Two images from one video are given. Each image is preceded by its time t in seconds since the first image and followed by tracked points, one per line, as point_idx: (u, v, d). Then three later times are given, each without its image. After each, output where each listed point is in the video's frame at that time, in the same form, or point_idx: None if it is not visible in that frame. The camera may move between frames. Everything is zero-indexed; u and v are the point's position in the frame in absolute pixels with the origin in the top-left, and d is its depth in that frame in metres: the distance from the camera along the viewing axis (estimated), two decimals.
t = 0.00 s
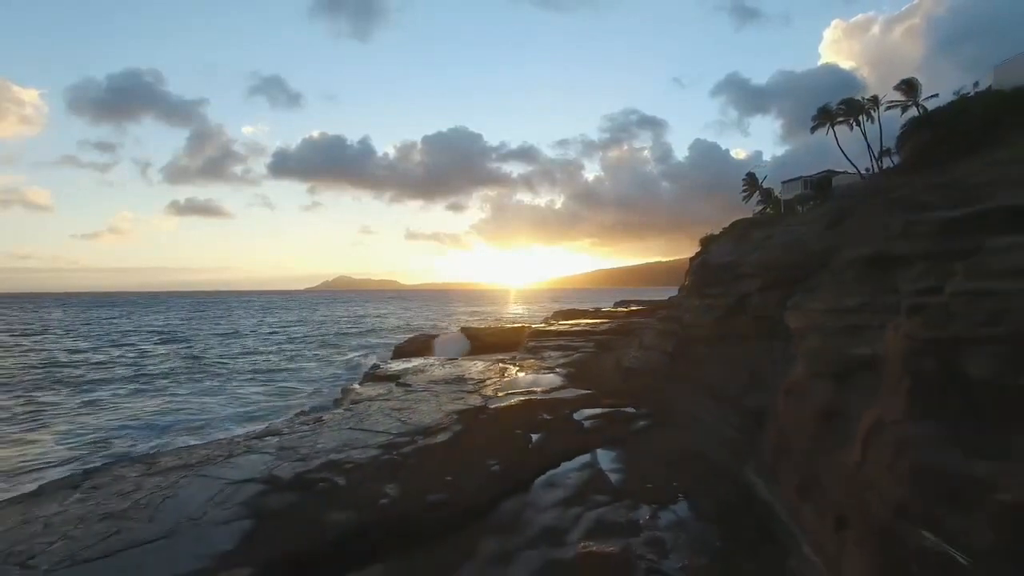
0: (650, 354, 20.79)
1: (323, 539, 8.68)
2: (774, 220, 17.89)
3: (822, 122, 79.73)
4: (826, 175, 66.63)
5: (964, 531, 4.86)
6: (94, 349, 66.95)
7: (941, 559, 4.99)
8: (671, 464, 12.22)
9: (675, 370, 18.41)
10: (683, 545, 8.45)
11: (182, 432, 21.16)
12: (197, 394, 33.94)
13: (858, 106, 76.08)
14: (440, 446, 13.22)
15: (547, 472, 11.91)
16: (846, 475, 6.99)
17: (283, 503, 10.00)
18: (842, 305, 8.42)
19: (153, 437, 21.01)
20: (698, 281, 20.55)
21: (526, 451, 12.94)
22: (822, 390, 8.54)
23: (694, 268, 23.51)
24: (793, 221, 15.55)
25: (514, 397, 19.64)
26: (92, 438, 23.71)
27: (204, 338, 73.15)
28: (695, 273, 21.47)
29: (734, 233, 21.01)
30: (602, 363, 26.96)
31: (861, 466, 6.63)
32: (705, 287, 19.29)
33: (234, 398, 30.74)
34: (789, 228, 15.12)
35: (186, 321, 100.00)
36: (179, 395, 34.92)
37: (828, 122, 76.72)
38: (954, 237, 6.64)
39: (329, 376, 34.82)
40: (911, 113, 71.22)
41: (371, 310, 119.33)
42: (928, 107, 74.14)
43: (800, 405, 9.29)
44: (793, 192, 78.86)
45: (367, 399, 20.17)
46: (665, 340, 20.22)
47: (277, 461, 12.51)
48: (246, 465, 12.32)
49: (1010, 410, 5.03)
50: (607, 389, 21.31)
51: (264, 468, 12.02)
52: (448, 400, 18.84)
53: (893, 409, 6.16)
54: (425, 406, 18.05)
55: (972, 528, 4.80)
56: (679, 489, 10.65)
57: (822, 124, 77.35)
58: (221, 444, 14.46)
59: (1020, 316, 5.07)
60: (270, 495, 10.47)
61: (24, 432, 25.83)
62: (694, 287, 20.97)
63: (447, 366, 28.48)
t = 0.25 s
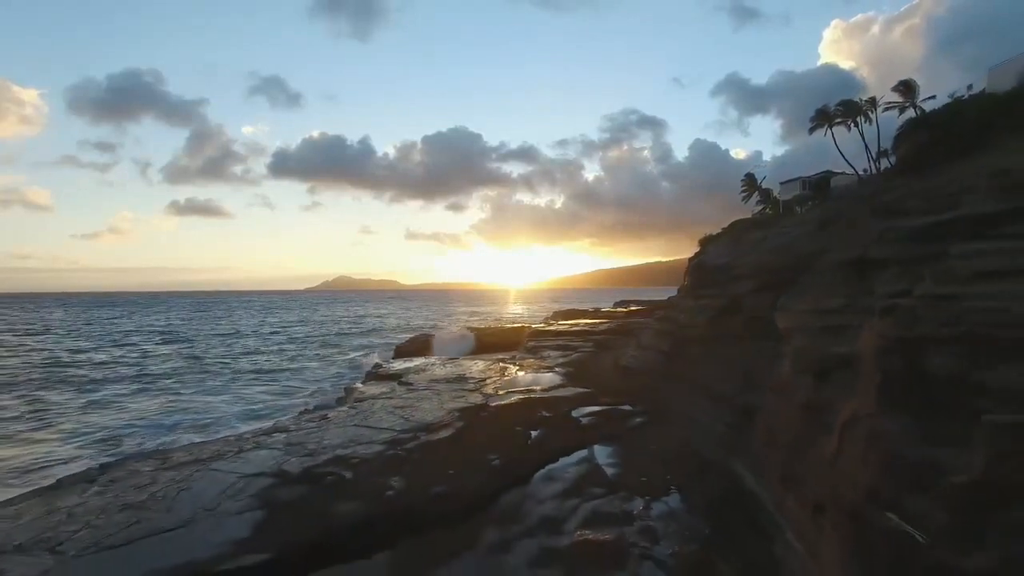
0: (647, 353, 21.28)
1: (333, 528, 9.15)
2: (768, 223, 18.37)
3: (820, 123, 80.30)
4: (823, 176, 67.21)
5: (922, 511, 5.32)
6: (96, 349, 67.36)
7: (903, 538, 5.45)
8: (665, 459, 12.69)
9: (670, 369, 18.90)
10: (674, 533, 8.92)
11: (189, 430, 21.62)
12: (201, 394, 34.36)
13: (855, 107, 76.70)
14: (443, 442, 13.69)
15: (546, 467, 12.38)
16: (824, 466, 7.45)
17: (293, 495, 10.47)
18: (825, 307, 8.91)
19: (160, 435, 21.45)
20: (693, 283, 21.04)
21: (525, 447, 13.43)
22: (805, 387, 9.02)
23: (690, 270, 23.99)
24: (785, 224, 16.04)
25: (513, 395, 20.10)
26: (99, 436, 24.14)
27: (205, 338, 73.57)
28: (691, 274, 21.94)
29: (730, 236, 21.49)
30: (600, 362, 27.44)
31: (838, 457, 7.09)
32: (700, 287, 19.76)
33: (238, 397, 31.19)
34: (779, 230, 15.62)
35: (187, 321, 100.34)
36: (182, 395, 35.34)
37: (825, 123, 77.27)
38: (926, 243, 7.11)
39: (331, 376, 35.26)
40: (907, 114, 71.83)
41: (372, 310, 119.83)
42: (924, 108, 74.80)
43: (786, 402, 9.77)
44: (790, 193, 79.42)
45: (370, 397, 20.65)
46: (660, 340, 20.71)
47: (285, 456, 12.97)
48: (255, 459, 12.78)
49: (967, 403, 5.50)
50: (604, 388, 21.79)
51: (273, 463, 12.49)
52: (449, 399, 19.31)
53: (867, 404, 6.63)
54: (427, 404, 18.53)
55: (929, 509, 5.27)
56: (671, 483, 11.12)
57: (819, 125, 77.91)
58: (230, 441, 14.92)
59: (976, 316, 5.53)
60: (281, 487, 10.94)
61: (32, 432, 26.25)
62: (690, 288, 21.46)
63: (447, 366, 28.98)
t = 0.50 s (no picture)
0: (644, 352, 21.75)
1: (342, 518, 9.62)
2: (762, 226, 18.84)
3: (818, 124, 80.81)
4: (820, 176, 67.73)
5: (888, 495, 5.79)
6: (98, 348, 67.79)
7: (872, 521, 5.90)
8: (659, 455, 13.15)
9: (666, 368, 19.37)
10: (666, 523, 9.39)
11: (196, 428, 22.09)
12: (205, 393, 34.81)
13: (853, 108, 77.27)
14: (445, 438, 14.17)
15: (545, 462, 12.84)
16: (807, 457, 7.91)
17: (303, 488, 10.94)
18: (810, 308, 9.37)
19: (168, 433, 21.91)
20: (689, 283, 21.52)
21: (525, 443, 13.90)
22: (791, 384, 9.49)
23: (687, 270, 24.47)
24: (777, 227, 16.51)
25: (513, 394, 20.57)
26: (106, 435, 24.58)
27: (207, 338, 74.03)
28: (687, 275, 22.41)
29: (725, 238, 21.97)
30: (599, 361, 27.92)
31: (818, 449, 7.56)
32: (696, 288, 20.24)
33: (242, 396, 31.65)
34: (772, 233, 16.09)
35: (187, 321, 100.66)
36: (186, 394, 35.78)
37: (824, 124, 77.81)
38: (900, 248, 7.56)
39: (333, 375, 35.73)
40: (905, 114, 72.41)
41: (372, 310, 120.29)
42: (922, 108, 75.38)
43: (774, 398, 10.24)
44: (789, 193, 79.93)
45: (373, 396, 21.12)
46: (657, 340, 21.18)
47: (294, 452, 13.44)
48: (265, 455, 13.24)
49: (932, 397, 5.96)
50: (602, 386, 22.26)
51: (282, 457, 12.96)
52: (451, 397, 19.78)
53: (844, 399, 7.09)
54: (430, 401, 19.01)
55: (893, 493, 5.74)
56: (665, 477, 11.58)
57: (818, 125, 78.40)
58: (239, 437, 15.38)
59: (938, 317, 5.97)
60: (291, 480, 11.41)
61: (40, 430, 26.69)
62: (686, 288, 21.94)
63: (448, 365, 29.45)
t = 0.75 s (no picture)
0: (642, 351, 22.21)
1: (350, 509, 10.08)
2: (756, 228, 19.31)
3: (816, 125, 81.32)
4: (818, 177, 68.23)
5: (862, 484, 6.23)
6: (100, 348, 68.10)
7: (847, 507, 6.35)
8: (654, 450, 13.61)
9: (662, 367, 19.84)
10: (659, 514, 9.84)
11: (202, 426, 22.52)
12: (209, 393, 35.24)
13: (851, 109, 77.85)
14: (448, 434, 14.64)
15: (544, 457, 13.30)
16: (791, 450, 8.35)
17: (312, 481, 11.40)
18: (796, 309, 9.83)
19: (174, 431, 22.33)
20: (685, 284, 21.98)
21: (525, 439, 14.37)
22: (778, 381, 9.95)
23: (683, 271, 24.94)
24: (770, 229, 16.98)
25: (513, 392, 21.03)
26: (113, 433, 24.99)
27: (207, 338, 74.43)
28: (684, 276, 22.88)
29: (721, 239, 22.43)
30: (597, 361, 28.39)
31: (802, 442, 8.01)
32: (692, 288, 20.70)
33: (245, 395, 32.07)
34: (765, 235, 16.56)
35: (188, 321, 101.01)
36: (189, 393, 36.18)
37: (822, 125, 78.37)
38: (878, 252, 8.01)
39: (335, 375, 36.16)
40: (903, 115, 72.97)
41: (372, 310, 120.75)
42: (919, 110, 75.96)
43: (763, 395, 10.70)
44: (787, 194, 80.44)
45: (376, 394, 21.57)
46: (654, 339, 21.65)
47: (301, 447, 13.90)
48: (273, 450, 13.70)
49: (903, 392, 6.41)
50: (601, 385, 22.73)
51: (290, 453, 13.41)
52: (452, 395, 20.25)
53: (825, 394, 7.53)
54: (432, 399, 19.48)
55: (868, 482, 6.18)
56: (660, 471, 12.03)
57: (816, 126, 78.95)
58: (246, 434, 15.84)
59: (908, 317, 6.43)
60: (300, 474, 11.87)
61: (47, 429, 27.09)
62: (682, 289, 22.41)
63: (449, 364, 29.89)
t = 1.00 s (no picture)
0: (639, 350, 22.69)
1: (357, 500, 10.55)
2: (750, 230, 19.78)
3: (815, 125, 81.86)
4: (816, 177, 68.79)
5: (838, 473, 6.71)
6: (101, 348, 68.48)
7: (825, 494, 6.83)
8: (650, 446, 14.09)
9: (659, 365, 20.32)
10: (653, 504, 10.33)
11: (209, 424, 22.98)
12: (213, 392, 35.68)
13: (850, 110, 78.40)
14: (450, 430, 15.11)
15: (543, 452, 13.77)
16: (777, 443, 8.84)
17: (320, 474, 11.88)
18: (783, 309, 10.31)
19: (180, 429, 22.79)
20: (682, 284, 22.45)
21: (524, 435, 14.84)
22: (767, 378, 10.44)
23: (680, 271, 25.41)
24: (763, 231, 17.46)
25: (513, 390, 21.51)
26: (120, 432, 25.44)
27: (209, 338, 74.85)
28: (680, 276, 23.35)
29: (717, 240, 22.92)
30: (596, 360, 28.85)
31: (786, 435, 8.50)
32: (688, 289, 21.19)
33: (249, 394, 32.54)
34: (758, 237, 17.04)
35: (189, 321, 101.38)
36: (193, 393, 36.63)
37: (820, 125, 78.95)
38: (858, 255, 8.48)
39: (337, 374, 36.62)
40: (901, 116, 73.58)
41: (372, 310, 121.18)
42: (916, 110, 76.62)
43: (753, 392, 11.18)
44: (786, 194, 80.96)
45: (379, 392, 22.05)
46: (651, 339, 22.13)
47: (308, 443, 14.37)
48: (281, 446, 14.16)
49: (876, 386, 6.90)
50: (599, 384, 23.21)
51: (298, 448, 13.88)
52: (454, 393, 20.72)
53: (807, 390, 8.00)
54: (434, 397, 19.97)
55: (842, 471, 6.68)
56: (654, 465, 12.51)
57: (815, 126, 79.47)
58: (254, 430, 16.31)
59: (882, 318, 6.90)
60: (308, 467, 12.34)
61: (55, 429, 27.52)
62: (679, 289, 22.87)
63: (450, 363, 30.37)
